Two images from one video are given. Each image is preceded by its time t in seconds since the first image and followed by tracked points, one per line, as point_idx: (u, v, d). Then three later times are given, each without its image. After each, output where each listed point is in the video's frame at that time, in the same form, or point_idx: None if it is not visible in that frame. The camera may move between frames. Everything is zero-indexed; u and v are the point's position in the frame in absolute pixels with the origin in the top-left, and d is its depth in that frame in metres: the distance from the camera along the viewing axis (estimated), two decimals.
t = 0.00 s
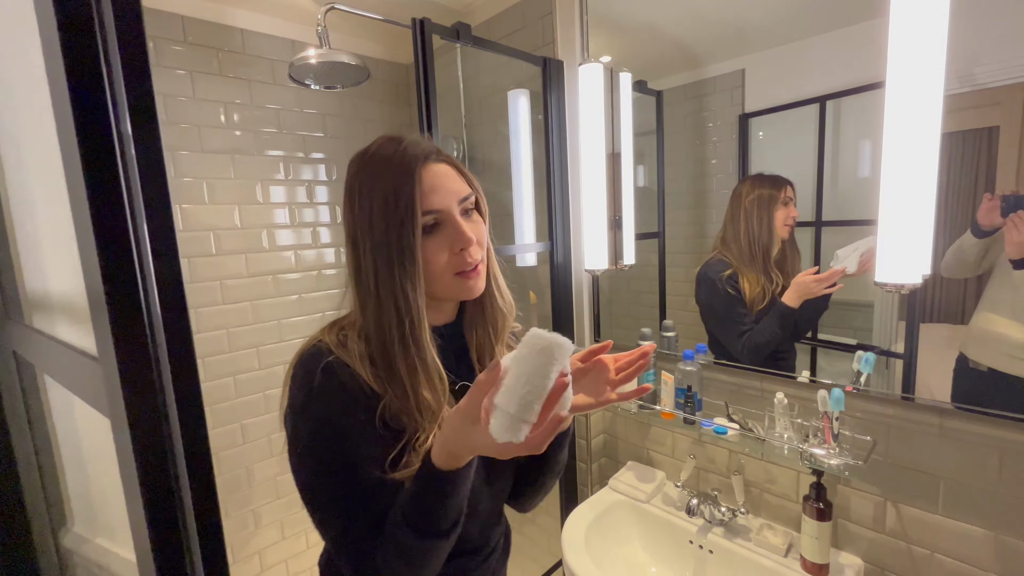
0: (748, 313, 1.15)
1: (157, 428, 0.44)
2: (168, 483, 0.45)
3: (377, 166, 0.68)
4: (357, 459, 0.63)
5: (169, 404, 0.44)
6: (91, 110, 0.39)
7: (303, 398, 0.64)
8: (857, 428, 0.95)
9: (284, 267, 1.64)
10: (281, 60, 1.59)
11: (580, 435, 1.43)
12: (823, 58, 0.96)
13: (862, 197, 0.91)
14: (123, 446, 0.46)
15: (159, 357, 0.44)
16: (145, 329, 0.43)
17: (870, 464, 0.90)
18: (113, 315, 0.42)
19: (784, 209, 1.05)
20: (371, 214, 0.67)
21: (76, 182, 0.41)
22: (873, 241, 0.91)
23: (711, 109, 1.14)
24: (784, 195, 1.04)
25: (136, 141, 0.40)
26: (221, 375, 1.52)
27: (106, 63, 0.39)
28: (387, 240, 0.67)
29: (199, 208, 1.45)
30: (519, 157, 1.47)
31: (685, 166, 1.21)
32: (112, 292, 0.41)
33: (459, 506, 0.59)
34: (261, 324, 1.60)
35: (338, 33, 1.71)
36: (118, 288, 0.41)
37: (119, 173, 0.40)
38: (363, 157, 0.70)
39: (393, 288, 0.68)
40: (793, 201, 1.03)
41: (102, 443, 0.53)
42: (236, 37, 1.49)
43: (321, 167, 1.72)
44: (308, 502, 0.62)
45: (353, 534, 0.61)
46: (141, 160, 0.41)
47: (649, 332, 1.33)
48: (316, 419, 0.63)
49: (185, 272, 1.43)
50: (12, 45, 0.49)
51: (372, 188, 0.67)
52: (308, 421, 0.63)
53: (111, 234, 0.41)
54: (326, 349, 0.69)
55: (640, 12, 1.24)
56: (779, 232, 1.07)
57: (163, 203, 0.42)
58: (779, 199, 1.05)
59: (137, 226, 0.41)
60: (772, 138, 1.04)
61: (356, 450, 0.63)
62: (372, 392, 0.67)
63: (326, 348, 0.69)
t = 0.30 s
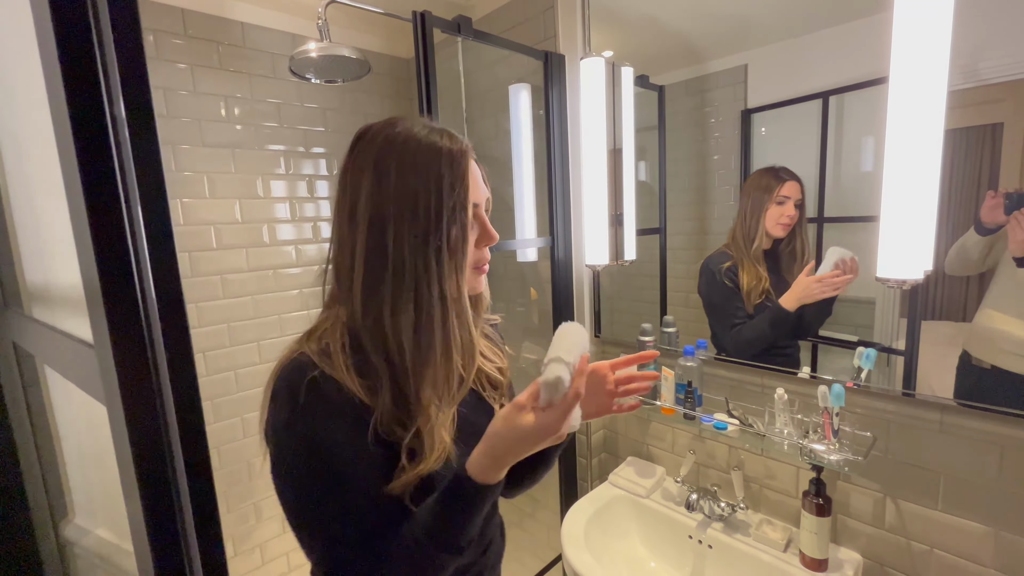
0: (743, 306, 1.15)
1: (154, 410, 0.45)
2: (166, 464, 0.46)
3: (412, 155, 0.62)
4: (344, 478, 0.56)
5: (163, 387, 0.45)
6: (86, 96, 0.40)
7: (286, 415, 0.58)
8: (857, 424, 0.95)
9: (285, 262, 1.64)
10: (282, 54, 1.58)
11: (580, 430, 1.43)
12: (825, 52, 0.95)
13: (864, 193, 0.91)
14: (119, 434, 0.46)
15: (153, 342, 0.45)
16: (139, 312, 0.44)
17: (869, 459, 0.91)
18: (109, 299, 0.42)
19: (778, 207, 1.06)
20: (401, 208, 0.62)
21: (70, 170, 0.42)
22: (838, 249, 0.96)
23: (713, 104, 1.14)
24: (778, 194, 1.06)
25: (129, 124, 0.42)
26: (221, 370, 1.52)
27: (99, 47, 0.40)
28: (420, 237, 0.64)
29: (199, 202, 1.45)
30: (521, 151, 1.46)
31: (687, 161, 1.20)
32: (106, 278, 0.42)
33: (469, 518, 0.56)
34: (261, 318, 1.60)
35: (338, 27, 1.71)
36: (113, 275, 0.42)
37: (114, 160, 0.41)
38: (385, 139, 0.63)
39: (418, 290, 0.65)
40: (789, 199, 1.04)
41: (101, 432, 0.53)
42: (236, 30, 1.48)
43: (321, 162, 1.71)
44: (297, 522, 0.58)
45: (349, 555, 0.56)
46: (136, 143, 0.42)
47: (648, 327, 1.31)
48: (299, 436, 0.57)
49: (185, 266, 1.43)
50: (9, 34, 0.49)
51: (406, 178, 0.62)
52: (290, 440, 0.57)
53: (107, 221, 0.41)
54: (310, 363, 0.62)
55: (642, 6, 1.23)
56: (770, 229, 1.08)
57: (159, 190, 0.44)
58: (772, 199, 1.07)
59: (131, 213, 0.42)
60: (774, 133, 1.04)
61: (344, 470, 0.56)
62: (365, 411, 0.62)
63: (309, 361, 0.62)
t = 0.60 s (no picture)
0: (733, 300, 1.18)
1: (162, 408, 0.46)
2: (171, 459, 0.46)
3: (433, 155, 0.60)
4: (359, 510, 0.50)
5: (172, 384, 0.46)
6: (95, 88, 0.40)
7: (297, 449, 0.52)
8: (858, 422, 0.95)
9: (288, 259, 1.64)
10: (285, 51, 1.59)
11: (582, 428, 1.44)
12: (828, 51, 0.95)
13: (867, 191, 0.91)
14: (126, 429, 0.47)
15: (163, 338, 0.45)
16: (149, 308, 0.44)
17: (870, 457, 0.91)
18: (118, 294, 0.43)
19: (779, 207, 1.07)
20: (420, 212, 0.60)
21: (79, 166, 0.42)
22: (840, 271, 0.97)
23: (716, 102, 1.13)
24: (777, 195, 1.06)
25: (138, 119, 0.42)
26: (225, 366, 1.53)
27: (107, 39, 0.40)
28: (441, 239, 0.62)
29: (203, 199, 1.45)
30: (524, 149, 1.48)
31: (690, 159, 1.20)
32: (117, 274, 0.42)
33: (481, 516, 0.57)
34: (264, 315, 1.60)
35: (342, 24, 1.71)
36: (124, 268, 0.43)
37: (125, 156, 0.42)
38: (400, 137, 0.59)
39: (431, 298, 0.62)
40: (790, 200, 1.05)
41: (106, 425, 0.53)
42: (239, 28, 1.48)
43: (323, 159, 1.71)
44: (308, 560, 0.52)
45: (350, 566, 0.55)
46: (144, 137, 0.42)
47: (651, 325, 1.28)
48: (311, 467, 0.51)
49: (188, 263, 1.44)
50: (15, 31, 0.49)
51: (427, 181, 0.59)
52: (303, 474, 0.51)
53: (117, 214, 0.42)
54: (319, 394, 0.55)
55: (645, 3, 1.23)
56: (770, 229, 1.09)
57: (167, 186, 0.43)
58: (771, 201, 1.07)
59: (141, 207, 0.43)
60: (779, 131, 1.03)
61: (360, 501, 0.50)
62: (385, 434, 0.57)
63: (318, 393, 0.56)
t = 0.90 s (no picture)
0: (728, 299, 1.20)
1: (168, 406, 0.46)
2: (179, 457, 0.46)
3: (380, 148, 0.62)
4: (391, 508, 0.53)
5: (178, 377, 0.46)
6: (101, 84, 0.40)
7: (332, 438, 0.53)
8: (861, 421, 0.95)
9: (291, 256, 1.65)
10: (288, 49, 1.59)
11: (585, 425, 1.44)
12: (834, 48, 0.94)
13: (872, 189, 0.90)
14: (132, 424, 0.47)
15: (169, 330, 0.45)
16: (155, 299, 0.44)
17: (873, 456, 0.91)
18: (124, 290, 0.43)
19: (802, 198, 1.03)
20: (379, 200, 0.61)
21: (86, 158, 0.42)
22: (832, 285, 0.99)
23: (720, 99, 1.13)
24: (802, 183, 1.02)
25: (144, 115, 0.42)
26: (228, 362, 1.54)
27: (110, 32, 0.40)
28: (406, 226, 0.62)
29: (206, 197, 1.46)
30: (527, 146, 1.49)
31: (694, 157, 1.20)
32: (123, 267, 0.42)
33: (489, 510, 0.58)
34: (268, 312, 1.61)
35: (345, 22, 1.71)
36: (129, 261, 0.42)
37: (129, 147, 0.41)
38: (354, 138, 0.62)
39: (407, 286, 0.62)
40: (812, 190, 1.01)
41: (112, 421, 0.54)
42: (243, 26, 1.48)
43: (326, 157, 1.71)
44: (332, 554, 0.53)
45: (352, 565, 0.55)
46: (150, 132, 0.42)
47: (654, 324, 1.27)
48: (346, 459, 0.52)
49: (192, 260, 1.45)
50: (20, 28, 0.49)
51: (369, 166, 0.61)
52: (340, 465, 0.52)
53: (122, 206, 0.42)
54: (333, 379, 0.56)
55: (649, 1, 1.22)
56: (792, 221, 1.06)
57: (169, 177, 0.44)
58: (796, 189, 1.04)
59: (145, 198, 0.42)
60: (784, 128, 1.03)
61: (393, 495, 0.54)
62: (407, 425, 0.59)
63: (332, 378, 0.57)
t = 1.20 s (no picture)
0: (741, 305, 1.17)
1: (168, 405, 0.44)
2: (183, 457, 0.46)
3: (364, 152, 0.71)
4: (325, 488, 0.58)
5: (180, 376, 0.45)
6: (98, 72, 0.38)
7: (289, 406, 0.60)
8: (865, 419, 0.94)
9: (293, 254, 1.65)
10: (291, 47, 1.59)
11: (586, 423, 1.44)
12: (840, 43, 0.94)
13: (875, 187, 0.90)
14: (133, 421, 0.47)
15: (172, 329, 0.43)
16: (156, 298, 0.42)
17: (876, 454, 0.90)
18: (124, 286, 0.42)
19: (799, 197, 1.03)
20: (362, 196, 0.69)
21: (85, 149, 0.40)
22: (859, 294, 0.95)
23: (723, 96, 1.12)
24: (796, 182, 1.03)
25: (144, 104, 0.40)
26: (231, 360, 1.54)
27: (112, 21, 0.38)
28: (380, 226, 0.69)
29: (209, 194, 1.46)
30: (529, 144, 1.48)
31: (697, 154, 1.19)
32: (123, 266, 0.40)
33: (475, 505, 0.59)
34: (270, 309, 1.61)
35: (347, 19, 1.71)
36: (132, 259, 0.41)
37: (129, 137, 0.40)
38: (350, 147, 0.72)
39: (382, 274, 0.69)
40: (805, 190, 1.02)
41: (114, 416, 0.54)
42: (245, 23, 1.48)
43: (328, 155, 1.71)
44: (274, 515, 0.59)
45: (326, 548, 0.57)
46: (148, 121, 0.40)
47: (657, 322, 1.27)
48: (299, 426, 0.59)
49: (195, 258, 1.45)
50: (21, 24, 0.49)
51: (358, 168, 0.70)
52: (292, 431, 0.59)
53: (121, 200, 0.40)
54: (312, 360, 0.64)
55: None
56: (797, 221, 1.05)
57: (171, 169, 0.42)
58: (793, 188, 1.04)
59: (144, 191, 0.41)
60: (787, 125, 1.02)
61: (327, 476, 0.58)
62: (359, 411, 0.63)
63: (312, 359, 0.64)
